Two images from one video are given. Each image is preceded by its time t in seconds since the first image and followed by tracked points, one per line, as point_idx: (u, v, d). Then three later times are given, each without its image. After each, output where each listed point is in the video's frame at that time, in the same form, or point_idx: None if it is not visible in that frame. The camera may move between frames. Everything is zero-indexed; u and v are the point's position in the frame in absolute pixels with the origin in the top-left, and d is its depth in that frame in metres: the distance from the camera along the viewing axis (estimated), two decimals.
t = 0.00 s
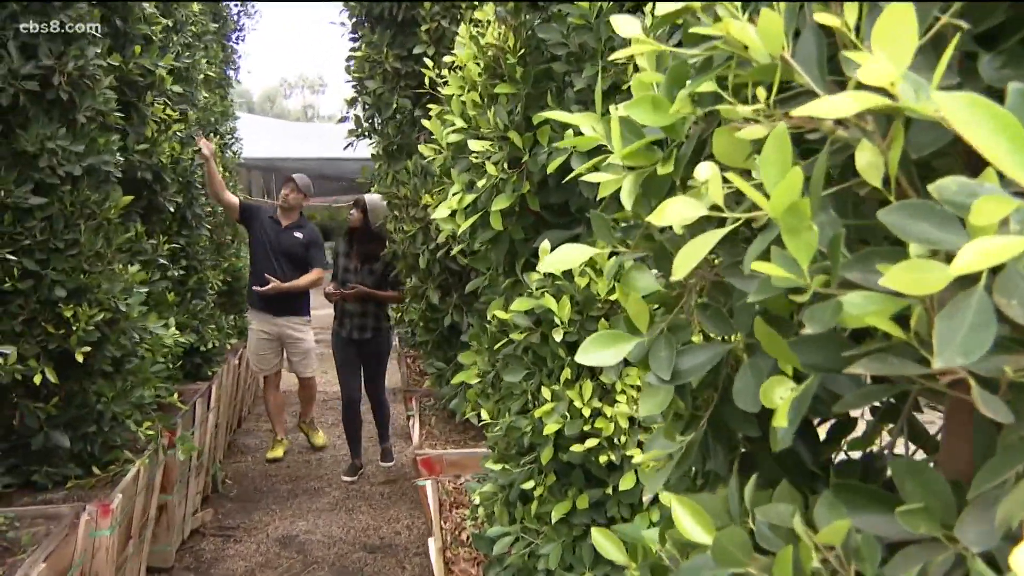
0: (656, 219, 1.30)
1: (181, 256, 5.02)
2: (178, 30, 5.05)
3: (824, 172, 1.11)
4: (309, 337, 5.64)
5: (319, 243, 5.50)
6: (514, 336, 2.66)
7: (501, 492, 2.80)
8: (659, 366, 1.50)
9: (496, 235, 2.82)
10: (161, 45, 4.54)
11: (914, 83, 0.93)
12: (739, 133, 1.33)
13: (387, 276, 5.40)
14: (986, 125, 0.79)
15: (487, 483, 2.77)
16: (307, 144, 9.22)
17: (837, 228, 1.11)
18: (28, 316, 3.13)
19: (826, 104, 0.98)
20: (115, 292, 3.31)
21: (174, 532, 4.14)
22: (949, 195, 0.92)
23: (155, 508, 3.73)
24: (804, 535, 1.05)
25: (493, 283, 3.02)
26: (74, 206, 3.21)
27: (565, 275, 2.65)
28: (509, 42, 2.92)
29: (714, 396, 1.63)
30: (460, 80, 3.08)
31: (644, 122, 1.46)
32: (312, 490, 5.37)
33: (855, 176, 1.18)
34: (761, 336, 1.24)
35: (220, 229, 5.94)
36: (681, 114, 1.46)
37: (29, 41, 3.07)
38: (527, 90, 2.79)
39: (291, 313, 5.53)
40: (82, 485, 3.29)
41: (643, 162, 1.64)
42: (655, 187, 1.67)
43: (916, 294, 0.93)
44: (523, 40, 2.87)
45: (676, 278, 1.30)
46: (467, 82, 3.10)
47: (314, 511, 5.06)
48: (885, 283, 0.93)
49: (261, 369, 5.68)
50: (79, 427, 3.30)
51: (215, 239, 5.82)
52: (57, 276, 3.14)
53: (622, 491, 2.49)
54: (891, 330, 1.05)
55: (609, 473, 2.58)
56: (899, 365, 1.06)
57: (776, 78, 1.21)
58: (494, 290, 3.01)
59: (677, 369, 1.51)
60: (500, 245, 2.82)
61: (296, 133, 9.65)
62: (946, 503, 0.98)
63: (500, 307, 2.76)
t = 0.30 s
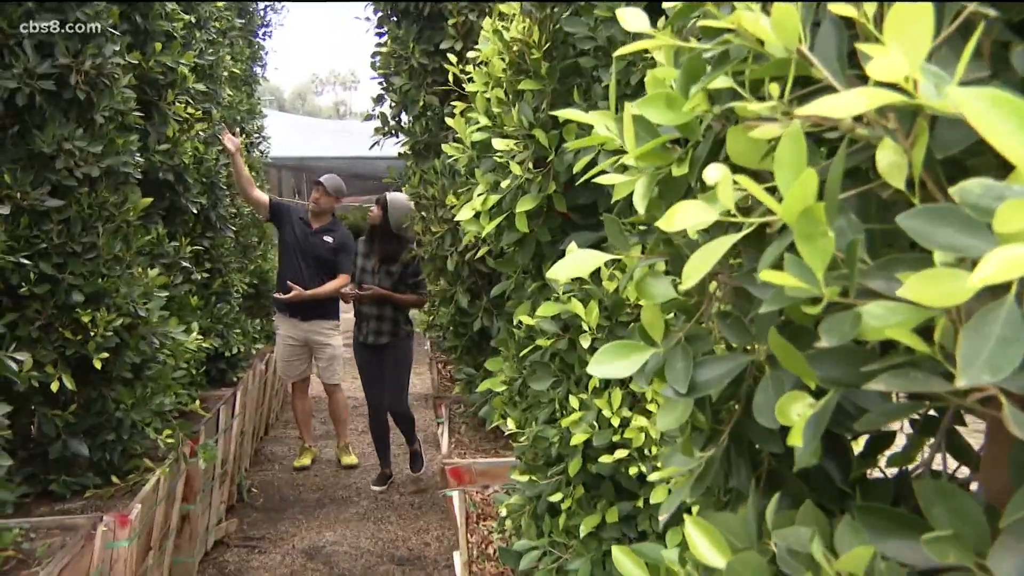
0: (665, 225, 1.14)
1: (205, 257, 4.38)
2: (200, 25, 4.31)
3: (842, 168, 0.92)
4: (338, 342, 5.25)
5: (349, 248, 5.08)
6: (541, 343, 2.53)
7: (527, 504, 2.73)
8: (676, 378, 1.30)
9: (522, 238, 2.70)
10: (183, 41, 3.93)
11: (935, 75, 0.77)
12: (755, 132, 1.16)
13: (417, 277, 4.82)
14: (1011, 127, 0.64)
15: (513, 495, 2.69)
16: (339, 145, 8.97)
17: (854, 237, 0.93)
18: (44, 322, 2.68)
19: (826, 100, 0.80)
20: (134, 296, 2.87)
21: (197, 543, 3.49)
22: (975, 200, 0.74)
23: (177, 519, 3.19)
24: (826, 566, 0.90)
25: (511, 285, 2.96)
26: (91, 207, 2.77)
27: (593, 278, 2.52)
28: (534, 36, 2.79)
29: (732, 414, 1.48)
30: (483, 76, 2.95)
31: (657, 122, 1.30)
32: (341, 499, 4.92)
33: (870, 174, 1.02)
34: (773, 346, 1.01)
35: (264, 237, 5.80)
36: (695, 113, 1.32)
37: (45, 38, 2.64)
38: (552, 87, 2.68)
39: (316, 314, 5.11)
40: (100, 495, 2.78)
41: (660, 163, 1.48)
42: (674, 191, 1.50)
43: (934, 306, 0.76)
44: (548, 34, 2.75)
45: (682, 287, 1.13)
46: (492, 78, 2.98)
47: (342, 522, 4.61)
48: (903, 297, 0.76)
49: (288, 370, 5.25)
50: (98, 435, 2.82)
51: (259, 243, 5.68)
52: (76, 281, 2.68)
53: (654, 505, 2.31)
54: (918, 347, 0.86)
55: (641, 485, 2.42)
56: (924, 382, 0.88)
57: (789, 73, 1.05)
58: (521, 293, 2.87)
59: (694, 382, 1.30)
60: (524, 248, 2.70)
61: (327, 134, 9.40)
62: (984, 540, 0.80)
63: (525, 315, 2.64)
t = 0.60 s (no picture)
0: (682, 233, 1.01)
1: (238, 262, 4.33)
2: (229, 25, 4.20)
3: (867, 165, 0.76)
4: (379, 353, 5.21)
5: (392, 254, 5.08)
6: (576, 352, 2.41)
7: (564, 520, 2.63)
8: (699, 394, 1.13)
9: (555, 242, 2.54)
10: (212, 42, 3.87)
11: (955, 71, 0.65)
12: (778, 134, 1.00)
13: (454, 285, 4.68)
14: None
15: (550, 511, 2.59)
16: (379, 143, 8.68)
17: (879, 245, 0.79)
18: (70, 330, 2.59)
19: (833, 100, 0.66)
20: (162, 303, 2.76)
21: (227, 559, 3.42)
22: (1005, 205, 0.62)
23: (208, 534, 3.12)
24: None
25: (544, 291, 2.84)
26: (119, 214, 2.66)
27: (630, 285, 2.38)
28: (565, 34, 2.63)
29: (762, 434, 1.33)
30: (516, 75, 2.83)
31: (678, 124, 1.12)
32: (377, 514, 4.85)
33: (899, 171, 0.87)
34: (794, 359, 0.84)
35: (299, 243, 5.74)
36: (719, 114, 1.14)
37: (69, 41, 2.52)
38: (587, 85, 2.51)
39: (357, 322, 5.09)
40: (128, 508, 2.72)
41: (681, 167, 1.34)
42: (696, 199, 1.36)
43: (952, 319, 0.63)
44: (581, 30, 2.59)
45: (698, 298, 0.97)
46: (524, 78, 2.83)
47: (375, 536, 4.54)
48: (925, 309, 0.63)
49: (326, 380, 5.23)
50: (124, 446, 2.75)
51: (293, 248, 5.63)
52: (102, 288, 2.58)
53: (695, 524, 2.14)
54: (946, 362, 0.72)
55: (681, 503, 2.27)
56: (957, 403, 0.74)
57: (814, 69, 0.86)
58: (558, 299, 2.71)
59: (720, 397, 1.14)
60: (562, 255, 2.57)
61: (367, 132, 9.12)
62: None
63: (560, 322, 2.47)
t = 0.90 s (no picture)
0: (697, 244, 0.89)
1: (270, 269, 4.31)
2: (262, 26, 4.21)
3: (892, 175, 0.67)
4: (419, 365, 5.13)
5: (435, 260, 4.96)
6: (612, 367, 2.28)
7: (599, 542, 2.50)
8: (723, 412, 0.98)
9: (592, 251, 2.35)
10: (244, 41, 3.91)
11: (982, 73, 0.60)
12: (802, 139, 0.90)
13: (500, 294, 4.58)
14: None
15: (586, 532, 2.46)
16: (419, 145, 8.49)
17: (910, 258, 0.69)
18: (94, 340, 2.61)
19: (844, 110, 0.62)
20: (187, 312, 2.77)
21: None
22: None
23: (235, 551, 3.09)
24: None
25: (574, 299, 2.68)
26: (144, 220, 2.68)
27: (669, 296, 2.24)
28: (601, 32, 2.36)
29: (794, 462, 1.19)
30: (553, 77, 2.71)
31: (700, 130, 1.02)
32: (411, 531, 4.78)
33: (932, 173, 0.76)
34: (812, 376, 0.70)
35: (333, 250, 5.78)
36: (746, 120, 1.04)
37: (96, 43, 2.55)
38: (624, 88, 2.28)
39: (396, 333, 5.02)
40: (152, 523, 2.73)
41: (706, 177, 1.22)
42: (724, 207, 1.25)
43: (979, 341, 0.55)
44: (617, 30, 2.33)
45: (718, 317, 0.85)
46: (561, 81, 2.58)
47: (410, 553, 4.47)
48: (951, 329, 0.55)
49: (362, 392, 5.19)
50: (149, 459, 2.75)
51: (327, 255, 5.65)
52: (127, 296, 2.60)
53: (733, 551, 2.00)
54: (978, 386, 0.61)
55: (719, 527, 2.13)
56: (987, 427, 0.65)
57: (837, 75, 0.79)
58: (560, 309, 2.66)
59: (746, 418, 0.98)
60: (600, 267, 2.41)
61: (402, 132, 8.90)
62: None
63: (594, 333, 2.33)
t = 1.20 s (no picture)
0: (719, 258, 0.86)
1: (299, 280, 4.27)
2: (293, 29, 4.20)
3: (921, 188, 0.68)
4: (455, 381, 5.05)
5: (471, 265, 4.83)
6: (647, 384, 2.20)
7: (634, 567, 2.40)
8: (751, 434, 0.93)
9: (627, 262, 2.25)
10: (272, 45, 3.90)
11: (1005, 78, 0.60)
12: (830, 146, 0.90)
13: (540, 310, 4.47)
14: None
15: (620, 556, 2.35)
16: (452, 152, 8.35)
17: (939, 274, 0.70)
18: (120, 352, 2.58)
19: (862, 121, 0.61)
20: (214, 324, 2.74)
21: None
22: None
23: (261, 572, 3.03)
24: None
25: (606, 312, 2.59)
26: (170, 229, 2.67)
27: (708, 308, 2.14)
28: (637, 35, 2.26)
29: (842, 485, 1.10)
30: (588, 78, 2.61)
31: (725, 138, 1.04)
32: (444, 552, 4.68)
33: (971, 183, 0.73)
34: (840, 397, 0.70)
35: (366, 261, 5.73)
36: (772, 126, 1.04)
37: (119, 48, 2.54)
38: (661, 92, 2.17)
39: (429, 347, 4.93)
40: (176, 542, 2.68)
41: (732, 187, 1.18)
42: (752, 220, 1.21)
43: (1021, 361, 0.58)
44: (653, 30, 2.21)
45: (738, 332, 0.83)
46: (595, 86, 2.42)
47: None
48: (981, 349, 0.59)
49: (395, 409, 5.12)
50: (174, 476, 2.73)
51: (360, 266, 5.61)
52: (151, 308, 2.57)
53: None
54: (1009, 408, 0.61)
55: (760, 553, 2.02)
56: None
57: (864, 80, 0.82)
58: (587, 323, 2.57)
59: (776, 438, 0.93)
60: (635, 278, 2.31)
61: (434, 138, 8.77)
62: None
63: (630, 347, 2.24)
